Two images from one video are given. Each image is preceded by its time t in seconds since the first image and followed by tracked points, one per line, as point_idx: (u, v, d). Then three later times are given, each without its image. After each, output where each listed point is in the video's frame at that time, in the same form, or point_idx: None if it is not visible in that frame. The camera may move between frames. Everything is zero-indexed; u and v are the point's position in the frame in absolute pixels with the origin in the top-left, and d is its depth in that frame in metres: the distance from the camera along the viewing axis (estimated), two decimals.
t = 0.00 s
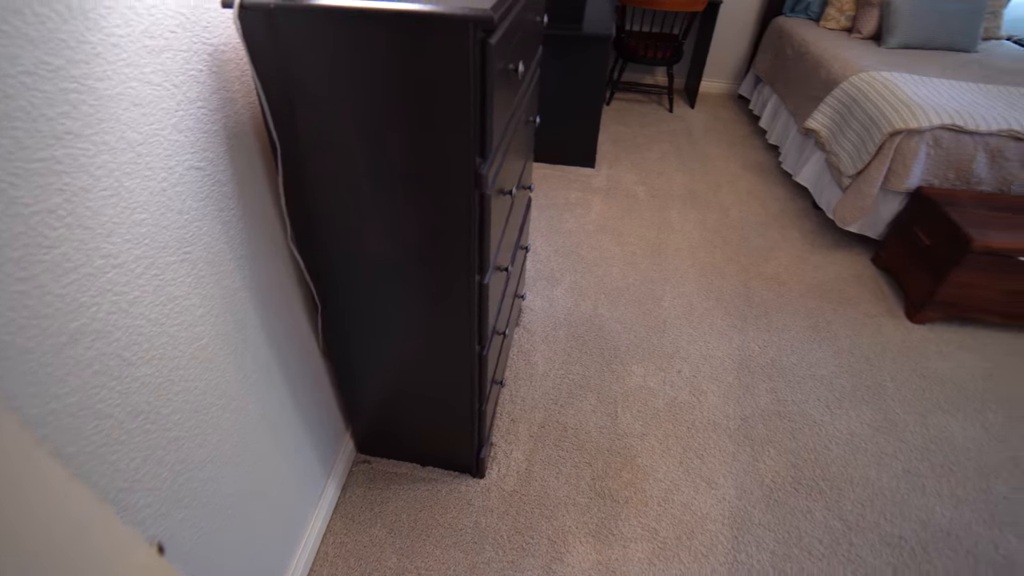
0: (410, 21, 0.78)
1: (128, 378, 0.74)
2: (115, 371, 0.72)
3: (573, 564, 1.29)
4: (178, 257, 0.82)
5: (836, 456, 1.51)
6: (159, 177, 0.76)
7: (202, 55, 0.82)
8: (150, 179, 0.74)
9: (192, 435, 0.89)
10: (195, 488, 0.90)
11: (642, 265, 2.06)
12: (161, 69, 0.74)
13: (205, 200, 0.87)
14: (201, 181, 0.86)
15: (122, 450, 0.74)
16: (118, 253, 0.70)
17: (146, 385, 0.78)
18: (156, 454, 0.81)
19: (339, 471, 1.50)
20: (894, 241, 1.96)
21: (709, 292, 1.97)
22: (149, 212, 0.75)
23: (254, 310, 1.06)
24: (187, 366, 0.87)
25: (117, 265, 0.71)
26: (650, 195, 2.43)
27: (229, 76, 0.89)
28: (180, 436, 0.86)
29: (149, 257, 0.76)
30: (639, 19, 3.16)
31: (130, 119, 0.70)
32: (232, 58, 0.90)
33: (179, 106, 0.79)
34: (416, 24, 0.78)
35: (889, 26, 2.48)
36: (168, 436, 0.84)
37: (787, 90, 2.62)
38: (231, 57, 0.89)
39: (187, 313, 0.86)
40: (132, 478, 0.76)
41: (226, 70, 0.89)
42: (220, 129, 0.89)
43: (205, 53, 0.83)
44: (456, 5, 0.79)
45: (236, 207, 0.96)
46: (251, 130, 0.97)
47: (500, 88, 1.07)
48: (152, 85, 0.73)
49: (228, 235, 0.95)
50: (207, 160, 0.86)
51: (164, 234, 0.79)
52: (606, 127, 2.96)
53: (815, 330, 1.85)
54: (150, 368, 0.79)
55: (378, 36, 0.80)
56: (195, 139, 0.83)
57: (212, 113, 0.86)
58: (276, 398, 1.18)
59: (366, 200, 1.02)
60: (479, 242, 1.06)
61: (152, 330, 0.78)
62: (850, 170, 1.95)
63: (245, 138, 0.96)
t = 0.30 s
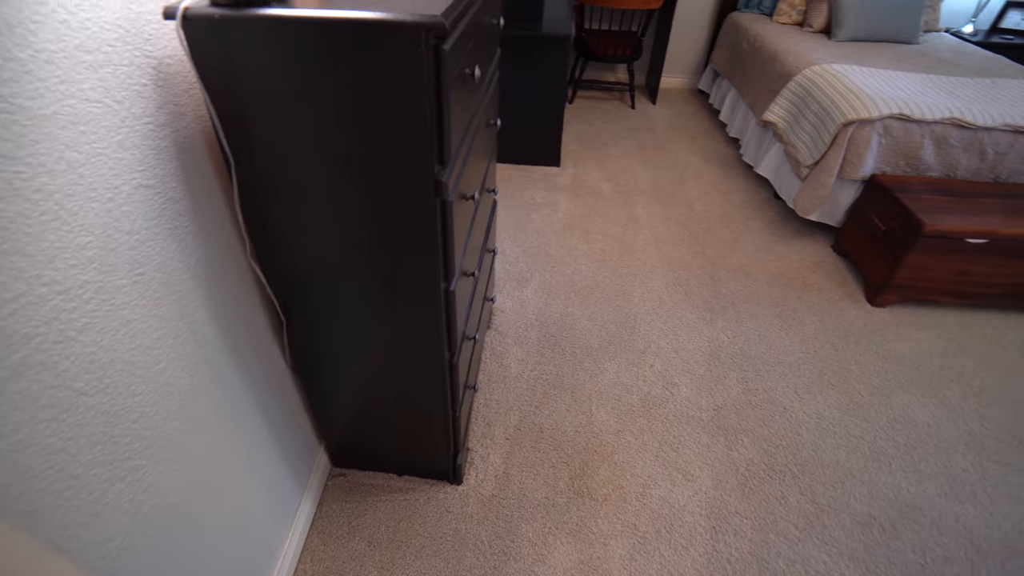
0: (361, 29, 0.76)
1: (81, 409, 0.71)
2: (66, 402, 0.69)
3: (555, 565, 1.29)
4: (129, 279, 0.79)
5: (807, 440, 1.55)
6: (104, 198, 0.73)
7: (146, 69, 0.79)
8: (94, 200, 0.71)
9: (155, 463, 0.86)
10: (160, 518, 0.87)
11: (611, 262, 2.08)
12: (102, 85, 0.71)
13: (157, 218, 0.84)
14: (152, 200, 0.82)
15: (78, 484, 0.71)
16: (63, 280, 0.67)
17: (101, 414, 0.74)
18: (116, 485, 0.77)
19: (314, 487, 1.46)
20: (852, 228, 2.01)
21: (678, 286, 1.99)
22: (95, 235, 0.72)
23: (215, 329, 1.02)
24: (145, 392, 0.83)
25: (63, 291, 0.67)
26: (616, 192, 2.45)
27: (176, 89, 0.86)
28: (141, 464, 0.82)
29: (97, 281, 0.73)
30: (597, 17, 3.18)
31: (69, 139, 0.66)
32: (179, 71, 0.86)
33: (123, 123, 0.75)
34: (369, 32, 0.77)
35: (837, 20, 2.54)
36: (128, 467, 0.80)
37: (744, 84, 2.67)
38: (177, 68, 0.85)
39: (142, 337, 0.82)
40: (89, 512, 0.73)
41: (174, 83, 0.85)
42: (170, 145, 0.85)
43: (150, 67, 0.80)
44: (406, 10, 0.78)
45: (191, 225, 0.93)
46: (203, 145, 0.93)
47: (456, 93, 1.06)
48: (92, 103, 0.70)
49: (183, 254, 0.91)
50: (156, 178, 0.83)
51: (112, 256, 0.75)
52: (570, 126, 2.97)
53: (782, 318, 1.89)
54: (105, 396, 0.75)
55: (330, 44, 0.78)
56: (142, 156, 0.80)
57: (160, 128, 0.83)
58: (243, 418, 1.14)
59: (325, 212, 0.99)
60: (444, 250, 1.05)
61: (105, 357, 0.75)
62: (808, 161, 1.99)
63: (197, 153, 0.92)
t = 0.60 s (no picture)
0: (310, 43, 0.75)
1: (30, 445, 0.67)
2: (16, 439, 0.65)
3: (535, 571, 1.28)
4: (77, 307, 0.76)
5: (777, 430, 1.58)
6: (46, 224, 0.70)
7: (87, 89, 0.76)
8: (35, 227, 0.68)
9: (113, 496, 0.82)
10: (121, 553, 0.83)
11: (578, 264, 2.09)
12: (38, 106, 0.68)
13: (104, 242, 0.80)
14: (98, 223, 0.79)
15: (29, 525, 0.67)
16: (4, 311, 0.64)
17: (52, 449, 0.71)
18: (70, 522, 0.74)
19: (288, 507, 1.43)
20: (810, 220, 2.07)
21: (645, 284, 2.02)
22: (37, 263, 0.68)
23: (174, 354, 0.99)
24: (100, 423, 0.80)
25: (5, 323, 0.64)
26: (580, 194, 2.47)
27: (122, 108, 0.83)
28: (97, 499, 0.79)
29: (42, 311, 0.69)
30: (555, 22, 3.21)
31: (3, 165, 0.63)
32: (124, 89, 0.83)
33: (64, 145, 0.72)
34: (318, 44, 0.75)
35: (786, 20, 2.61)
36: (84, 502, 0.77)
37: (701, 84, 2.73)
38: (121, 87, 0.82)
39: (94, 366, 0.79)
40: (43, 553, 0.69)
41: (119, 103, 0.82)
42: (117, 165, 0.82)
43: (92, 86, 0.77)
44: (356, 22, 0.77)
45: (143, 247, 0.89)
46: (154, 165, 0.90)
47: (411, 104, 1.05)
48: (28, 126, 0.67)
49: (134, 277, 0.88)
50: (103, 200, 0.80)
51: (57, 283, 0.72)
52: (532, 130, 2.99)
53: (748, 311, 1.93)
54: (55, 430, 0.72)
55: (280, 59, 0.77)
56: (87, 179, 0.76)
57: (105, 149, 0.80)
58: (208, 443, 1.10)
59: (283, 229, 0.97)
60: (405, 263, 1.04)
61: (54, 389, 0.71)
62: (765, 156, 2.04)
63: (148, 174, 0.89)
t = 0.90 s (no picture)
0: (265, 58, 0.73)
1: None
2: None
3: None
4: (26, 337, 0.72)
5: (752, 426, 1.60)
6: None
7: (31, 110, 0.72)
8: None
9: (74, 534, 0.78)
10: None
11: (550, 270, 2.10)
12: None
13: (53, 269, 0.76)
14: (46, 249, 0.75)
15: None
16: None
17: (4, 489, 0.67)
18: (27, 565, 0.70)
19: (264, 531, 1.39)
20: (774, 217, 2.12)
21: (617, 287, 2.04)
22: None
23: (135, 382, 0.95)
24: (55, 458, 0.76)
25: None
26: (549, 200, 2.49)
27: (70, 130, 0.79)
28: (57, 538, 0.75)
29: None
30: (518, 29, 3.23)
31: None
32: (72, 109, 0.79)
33: (8, 168, 0.68)
34: (272, 60, 0.73)
35: (742, 24, 2.69)
36: (42, 543, 0.72)
37: (664, 87, 2.78)
38: (68, 107, 0.78)
39: (47, 398, 0.75)
40: None
41: (67, 124, 0.78)
42: (66, 189, 0.78)
43: (36, 107, 0.73)
44: (311, 36, 0.76)
45: (96, 273, 0.85)
46: (107, 187, 0.86)
47: (371, 117, 1.04)
48: None
49: (88, 305, 0.84)
50: (51, 225, 0.76)
51: (3, 313, 0.68)
52: (499, 138, 3.00)
53: (718, 310, 1.96)
54: (7, 468, 0.67)
55: (233, 76, 0.75)
56: (32, 203, 0.73)
57: (53, 172, 0.76)
58: (177, 472, 1.06)
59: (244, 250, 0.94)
60: (373, 279, 1.02)
61: (4, 424, 0.67)
62: (727, 156, 2.08)
63: (100, 197, 0.85)
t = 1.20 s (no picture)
0: (220, 76, 0.72)
1: None
2: None
3: None
4: None
5: (728, 423, 1.62)
6: None
7: None
8: None
9: None
10: None
11: (522, 278, 2.10)
12: None
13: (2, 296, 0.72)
14: None
15: None
16: None
17: None
18: None
19: (239, 557, 1.35)
20: (741, 217, 2.17)
21: (590, 293, 2.05)
22: None
23: (97, 410, 0.90)
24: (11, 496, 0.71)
25: None
26: (520, 208, 2.50)
27: (15, 151, 0.75)
28: None
29: None
30: (484, 40, 3.26)
31: None
32: (17, 129, 0.76)
33: None
34: (228, 77, 0.72)
35: (703, 30, 2.75)
36: None
37: (629, 93, 2.83)
38: (12, 129, 0.74)
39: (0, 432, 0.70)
40: None
41: (11, 145, 0.75)
42: (11, 213, 0.74)
43: None
44: (268, 52, 0.75)
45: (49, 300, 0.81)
46: (59, 210, 0.83)
47: (332, 132, 1.03)
48: None
49: (41, 334, 0.80)
50: None
51: None
52: (468, 148, 3.00)
53: (690, 310, 1.99)
54: None
55: (187, 94, 0.73)
56: None
57: None
58: (145, 503, 1.02)
59: (207, 271, 0.91)
60: (341, 294, 1.00)
61: None
62: (693, 159, 2.12)
63: (51, 221, 0.81)
